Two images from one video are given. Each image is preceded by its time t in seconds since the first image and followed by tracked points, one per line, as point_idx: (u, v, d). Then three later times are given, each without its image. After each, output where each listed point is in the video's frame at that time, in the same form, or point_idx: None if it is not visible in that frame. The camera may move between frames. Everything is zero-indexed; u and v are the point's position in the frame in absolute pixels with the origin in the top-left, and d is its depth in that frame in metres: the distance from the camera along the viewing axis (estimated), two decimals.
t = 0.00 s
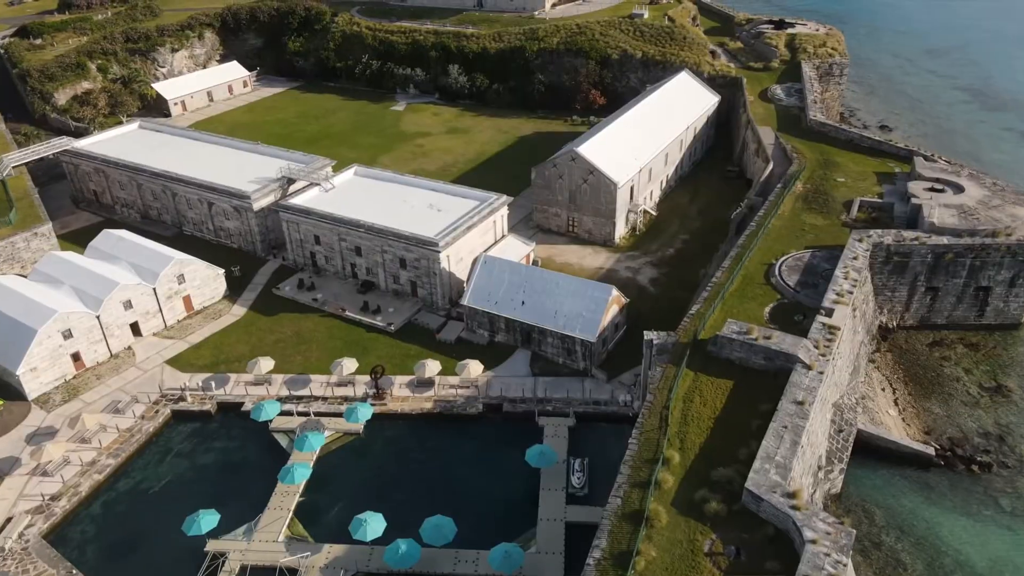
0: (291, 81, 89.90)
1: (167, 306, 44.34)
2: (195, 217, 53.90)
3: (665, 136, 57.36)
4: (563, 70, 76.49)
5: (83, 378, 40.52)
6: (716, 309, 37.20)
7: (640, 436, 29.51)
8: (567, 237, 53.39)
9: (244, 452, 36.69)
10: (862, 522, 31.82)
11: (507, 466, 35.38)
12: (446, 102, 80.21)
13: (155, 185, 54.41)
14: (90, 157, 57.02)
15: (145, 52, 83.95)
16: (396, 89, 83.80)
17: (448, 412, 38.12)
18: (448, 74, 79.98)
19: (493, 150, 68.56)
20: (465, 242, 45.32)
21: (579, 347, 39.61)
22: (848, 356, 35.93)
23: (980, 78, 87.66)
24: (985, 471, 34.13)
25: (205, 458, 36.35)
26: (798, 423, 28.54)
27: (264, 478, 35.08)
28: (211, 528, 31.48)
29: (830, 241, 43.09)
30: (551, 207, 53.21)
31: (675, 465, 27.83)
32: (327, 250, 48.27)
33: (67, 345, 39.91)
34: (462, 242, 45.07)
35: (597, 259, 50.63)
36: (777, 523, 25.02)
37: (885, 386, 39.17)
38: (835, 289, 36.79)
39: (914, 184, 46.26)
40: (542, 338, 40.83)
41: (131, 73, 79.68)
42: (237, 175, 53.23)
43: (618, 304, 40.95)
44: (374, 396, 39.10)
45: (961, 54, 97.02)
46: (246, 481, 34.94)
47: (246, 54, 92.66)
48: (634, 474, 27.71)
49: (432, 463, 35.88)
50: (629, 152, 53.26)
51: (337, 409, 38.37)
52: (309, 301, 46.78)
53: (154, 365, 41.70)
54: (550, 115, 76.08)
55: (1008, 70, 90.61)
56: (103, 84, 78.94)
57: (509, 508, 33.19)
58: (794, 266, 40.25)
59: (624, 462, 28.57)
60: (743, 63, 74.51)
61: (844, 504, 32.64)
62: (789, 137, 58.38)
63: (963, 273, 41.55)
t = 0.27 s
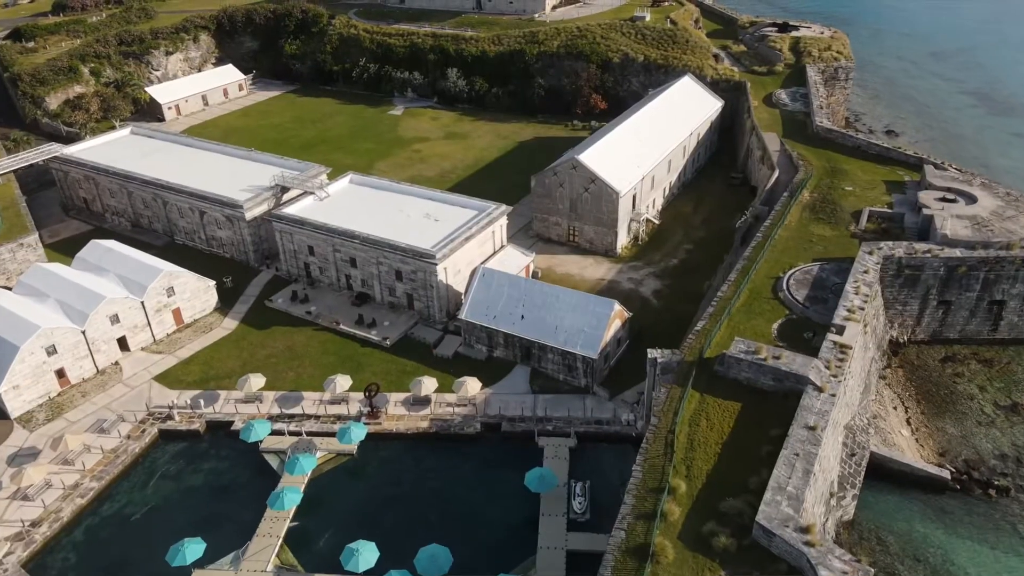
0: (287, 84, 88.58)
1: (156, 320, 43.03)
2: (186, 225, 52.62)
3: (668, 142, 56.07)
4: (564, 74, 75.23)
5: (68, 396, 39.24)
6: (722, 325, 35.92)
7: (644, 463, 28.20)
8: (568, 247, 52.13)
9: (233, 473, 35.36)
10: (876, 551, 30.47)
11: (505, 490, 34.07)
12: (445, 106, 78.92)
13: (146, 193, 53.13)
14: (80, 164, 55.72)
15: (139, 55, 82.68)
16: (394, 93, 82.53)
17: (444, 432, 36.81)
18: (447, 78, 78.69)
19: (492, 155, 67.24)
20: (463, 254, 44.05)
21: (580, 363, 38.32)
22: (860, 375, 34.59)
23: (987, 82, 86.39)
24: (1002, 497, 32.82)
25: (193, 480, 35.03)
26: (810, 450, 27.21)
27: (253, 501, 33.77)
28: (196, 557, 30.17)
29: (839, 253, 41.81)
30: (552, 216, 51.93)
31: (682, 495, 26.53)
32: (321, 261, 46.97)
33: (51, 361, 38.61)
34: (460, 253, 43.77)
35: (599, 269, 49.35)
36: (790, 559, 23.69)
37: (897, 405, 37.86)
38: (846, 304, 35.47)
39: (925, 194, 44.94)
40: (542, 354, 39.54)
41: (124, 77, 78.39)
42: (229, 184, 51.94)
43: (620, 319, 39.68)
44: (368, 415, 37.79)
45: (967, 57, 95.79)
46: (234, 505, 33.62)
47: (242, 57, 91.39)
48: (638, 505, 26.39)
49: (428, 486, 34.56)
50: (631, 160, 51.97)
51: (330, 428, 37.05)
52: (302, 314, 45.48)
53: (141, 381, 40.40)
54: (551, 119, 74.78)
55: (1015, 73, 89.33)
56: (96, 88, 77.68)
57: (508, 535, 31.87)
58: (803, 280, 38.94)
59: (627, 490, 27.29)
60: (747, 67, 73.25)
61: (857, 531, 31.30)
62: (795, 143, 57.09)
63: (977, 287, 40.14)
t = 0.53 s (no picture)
0: (284, 88, 87.28)
1: (144, 334, 41.74)
2: (177, 235, 51.34)
3: (671, 149, 54.79)
4: (564, 78, 73.94)
5: (51, 415, 37.98)
6: (728, 343, 34.62)
7: (650, 494, 26.87)
8: (569, 257, 50.85)
9: (221, 497, 34.02)
10: None
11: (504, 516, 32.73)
12: (443, 111, 77.64)
13: (136, 202, 51.86)
14: (69, 172, 54.46)
15: (133, 58, 81.39)
16: (391, 97, 81.24)
17: (441, 453, 35.50)
18: (445, 81, 77.39)
19: (491, 161, 65.96)
20: (460, 266, 42.74)
21: (581, 381, 37.03)
22: (872, 395, 33.25)
23: (995, 86, 85.09)
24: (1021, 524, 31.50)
25: (179, 503, 33.70)
26: (824, 481, 25.89)
27: (242, 527, 32.43)
28: None
29: (848, 266, 40.49)
30: (552, 225, 50.64)
31: (689, 530, 25.22)
32: (315, 273, 45.67)
33: (34, 379, 37.33)
34: (458, 265, 42.47)
35: (600, 280, 48.05)
36: None
37: (910, 425, 36.54)
38: (858, 322, 34.15)
39: (937, 204, 43.62)
40: (542, 371, 38.25)
41: (117, 81, 77.13)
42: (222, 192, 50.68)
43: (623, 335, 38.41)
44: (361, 435, 36.48)
45: (973, 60, 94.50)
46: (222, 531, 32.28)
47: (237, 60, 90.09)
48: (643, 540, 25.09)
49: (423, 510, 33.23)
50: (634, 168, 50.68)
51: (322, 450, 35.74)
52: (295, 327, 44.18)
53: (128, 398, 39.12)
54: (551, 124, 73.50)
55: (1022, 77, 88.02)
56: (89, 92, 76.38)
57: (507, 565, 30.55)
58: (811, 295, 37.65)
59: (631, 523, 26.04)
60: (751, 71, 71.96)
61: (870, 560, 29.97)
62: (801, 150, 55.78)
63: (992, 301, 38.80)
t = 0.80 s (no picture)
0: (280, 91, 86.01)
1: (132, 350, 40.43)
2: (168, 245, 50.09)
3: (674, 156, 53.51)
4: (565, 82, 72.68)
5: (34, 435, 36.71)
6: (736, 363, 33.30)
7: (655, 526, 25.57)
8: (569, 267, 49.56)
9: (208, 522, 32.71)
10: None
11: (503, 543, 31.44)
12: (441, 115, 76.37)
13: (125, 211, 50.60)
14: (57, 180, 53.20)
15: (126, 62, 80.12)
16: (389, 101, 79.96)
17: (437, 476, 34.21)
18: (444, 85, 76.10)
19: (491, 168, 64.68)
20: (458, 279, 41.44)
21: (583, 401, 35.75)
22: (886, 417, 31.96)
23: (1002, 90, 83.81)
24: None
25: (165, 529, 32.40)
26: (839, 514, 24.60)
27: (230, 554, 31.11)
28: None
29: (859, 280, 39.16)
30: (552, 235, 49.36)
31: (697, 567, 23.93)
32: (309, 285, 44.39)
33: (15, 399, 36.04)
34: (455, 279, 41.19)
35: (602, 293, 46.77)
36: None
37: (923, 447, 35.28)
38: (870, 341, 32.85)
39: (949, 215, 42.34)
40: (542, 390, 36.98)
41: (110, 85, 75.86)
42: (213, 202, 49.40)
43: (626, 352, 37.12)
44: (355, 456, 35.17)
45: (979, 63, 93.22)
46: (209, 559, 30.97)
47: (233, 63, 88.81)
48: None
49: (419, 536, 31.93)
50: (636, 177, 49.39)
51: (314, 472, 34.44)
52: (288, 342, 42.89)
53: (114, 417, 37.84)
54: (551, 129, 72.23)
55: None
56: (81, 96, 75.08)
57: None
58: (821, 311, 36.37)
59: (636, 558, 24.77)
60: (755, 75, 70.68)
61: None
62: (807, 157, 54.49)
63: (1007, 317, 37.50)
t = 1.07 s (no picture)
0: (276, 95, 84.71)
1: (118, 366, 39.14)
2: (158, 256, 48.79)
3: (678, 164, 52.21)
4: (566, 86, 71.40)
5: (15, 456, 35.42)
6: (744, 383, 32.03)
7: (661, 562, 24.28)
8: (570, 279, 48.29)
9: (194, 549, 31.39)
10: None
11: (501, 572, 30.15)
12: (440, 120, 75.07)
13: (114, 221, 49.31)
14: (45, 188, 51.91)
15: (120, 65, 78.84)
16: (387, 105, 78.66)
17: (433, 501, 32.90)
18: (442, 90, 74.83)
19: (490, 174, 63.38)
20: (455, 293, 40.16)
21: (584, 421, 34.46)
22: (900, 442, 30.67)
23: (1009, 94, 82.49)
24: None
25: (149, 557, 31.09)
26: (855, 550, 23.31)
27: None
28: None
29: (870, 295, 37.87)
30: (553, 246, 48.08)
31: None
32: (302, 298, 43.09)
33: None
34: (452, 292, 39.89)
35: (603, 305, 45.48)
36: None
37: (938, 470, 34.03)
38: (884, 361, 31.54)
39: (962, 227, 41.05)
40: (542, 409, 35.69)
41: (102, 89, 74.56)
42: (205, 211, 48.11)
43: (628, 370, 35.83)
44: (348, 479, 33.87)
45: (986, 66, 91.89)
46: None
47: (228, 66, 87.49)
48: None
49: (414, 564, 30.61)
50: (639, 185, 48.10)
51: (305, 497, 33.14)
52: (280, 357, 41.59)
53: (99, 437, 36.55)
54: (551, 134, 70.92)
55: None
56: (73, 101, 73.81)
57: None
58: (831, 328, 35.07)
59: None
60: (759, 79, 69.39)
61: None
62: (813, 165, 53.19)
63: None
